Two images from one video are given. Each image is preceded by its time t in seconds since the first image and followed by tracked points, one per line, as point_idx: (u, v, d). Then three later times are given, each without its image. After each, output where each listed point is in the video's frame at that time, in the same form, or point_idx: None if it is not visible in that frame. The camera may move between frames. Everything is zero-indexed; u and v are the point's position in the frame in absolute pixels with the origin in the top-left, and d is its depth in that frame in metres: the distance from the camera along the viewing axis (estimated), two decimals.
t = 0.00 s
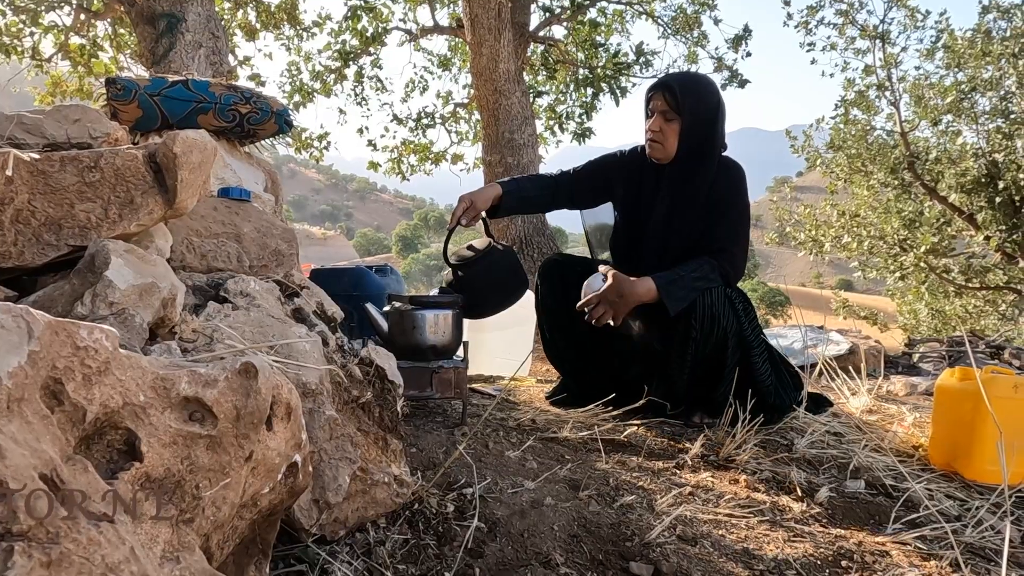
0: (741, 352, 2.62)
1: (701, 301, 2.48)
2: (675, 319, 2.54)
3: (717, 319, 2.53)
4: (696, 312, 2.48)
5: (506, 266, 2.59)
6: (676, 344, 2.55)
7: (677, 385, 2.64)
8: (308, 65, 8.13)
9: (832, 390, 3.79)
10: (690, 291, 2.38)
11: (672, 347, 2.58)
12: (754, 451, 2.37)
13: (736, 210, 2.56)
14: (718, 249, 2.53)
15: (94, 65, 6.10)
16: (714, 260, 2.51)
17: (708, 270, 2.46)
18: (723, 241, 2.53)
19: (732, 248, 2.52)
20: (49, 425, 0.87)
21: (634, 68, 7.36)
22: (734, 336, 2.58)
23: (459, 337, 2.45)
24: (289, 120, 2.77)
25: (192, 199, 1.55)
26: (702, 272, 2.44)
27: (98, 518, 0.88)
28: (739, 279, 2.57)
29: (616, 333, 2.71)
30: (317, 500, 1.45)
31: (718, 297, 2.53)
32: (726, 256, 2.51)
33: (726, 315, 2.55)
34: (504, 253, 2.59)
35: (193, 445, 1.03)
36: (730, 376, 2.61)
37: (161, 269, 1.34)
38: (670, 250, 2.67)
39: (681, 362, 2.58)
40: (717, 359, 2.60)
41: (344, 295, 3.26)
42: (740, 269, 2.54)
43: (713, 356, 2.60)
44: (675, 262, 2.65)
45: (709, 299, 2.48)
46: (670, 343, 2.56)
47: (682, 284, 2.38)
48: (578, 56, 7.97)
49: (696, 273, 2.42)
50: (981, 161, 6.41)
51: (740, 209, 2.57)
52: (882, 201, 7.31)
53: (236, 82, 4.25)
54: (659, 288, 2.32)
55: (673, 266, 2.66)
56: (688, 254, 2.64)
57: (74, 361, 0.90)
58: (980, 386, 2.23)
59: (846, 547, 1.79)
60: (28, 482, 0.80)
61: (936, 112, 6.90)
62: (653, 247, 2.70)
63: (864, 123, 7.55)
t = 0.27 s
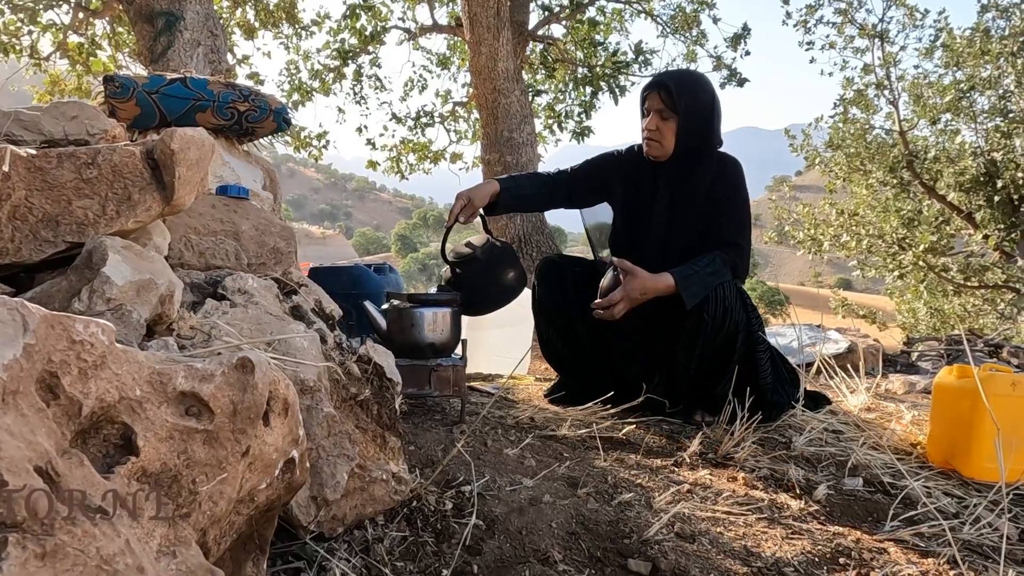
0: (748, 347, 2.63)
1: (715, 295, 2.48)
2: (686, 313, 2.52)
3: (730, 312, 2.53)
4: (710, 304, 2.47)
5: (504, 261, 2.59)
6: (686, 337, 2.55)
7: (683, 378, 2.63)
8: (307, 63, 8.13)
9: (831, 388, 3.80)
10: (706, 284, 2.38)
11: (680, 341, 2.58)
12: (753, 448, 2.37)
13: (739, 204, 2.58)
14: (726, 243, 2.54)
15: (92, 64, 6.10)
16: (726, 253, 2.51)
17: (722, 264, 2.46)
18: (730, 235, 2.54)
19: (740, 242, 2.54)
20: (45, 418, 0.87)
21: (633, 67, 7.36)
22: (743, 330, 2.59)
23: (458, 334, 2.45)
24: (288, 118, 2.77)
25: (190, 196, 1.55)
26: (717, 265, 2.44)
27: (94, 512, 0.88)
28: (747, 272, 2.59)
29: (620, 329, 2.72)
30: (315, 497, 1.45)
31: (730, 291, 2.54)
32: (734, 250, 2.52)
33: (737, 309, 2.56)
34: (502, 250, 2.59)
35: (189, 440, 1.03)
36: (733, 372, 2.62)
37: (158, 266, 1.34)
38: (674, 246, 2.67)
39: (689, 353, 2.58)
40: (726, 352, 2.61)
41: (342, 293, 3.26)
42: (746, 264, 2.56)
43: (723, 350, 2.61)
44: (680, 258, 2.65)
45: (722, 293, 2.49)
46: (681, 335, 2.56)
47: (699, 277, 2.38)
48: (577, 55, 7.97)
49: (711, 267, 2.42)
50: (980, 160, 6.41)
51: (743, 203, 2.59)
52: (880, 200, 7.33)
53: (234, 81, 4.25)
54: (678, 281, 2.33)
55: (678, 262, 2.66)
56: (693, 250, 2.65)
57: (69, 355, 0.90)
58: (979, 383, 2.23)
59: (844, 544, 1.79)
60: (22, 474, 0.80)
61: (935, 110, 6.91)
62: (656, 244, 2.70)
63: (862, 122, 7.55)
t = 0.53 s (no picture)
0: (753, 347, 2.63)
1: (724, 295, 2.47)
2: (694, 313, 2.51)
3: (740, 311, 2.52)
4: (720, 304, 2.46)
5: (503, 262, 2.59)
6: (694, 337, 2.52)
7: (687, 377, 2.62)
8: (306, 63, 8.12)
9: (829, 388, 3.81)
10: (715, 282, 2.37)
11: (686, 342, 2.56)
12: (751, 449, 2.38)
13: (741, 203, 2.59)
14: (731, 242, 2.55)
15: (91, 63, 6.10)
16: (733, 252, 2.52)
17: (731, 263, 2.46)
18: (735, 234, 2.56)
19: (745, 240, 2.55)
20: (41, 426, 0.87)
21: (632, 67, 7.36)
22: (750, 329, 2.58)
23: (456, 335, 2.45)
24: (286, 119, 2.77)
25: (187, 199, 1.55)
26: (728, 264, 2.44)
27: (91, 519, 0.88)
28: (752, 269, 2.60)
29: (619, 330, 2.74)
30: (313, 499, 1.45)
31: (740, 290, 2.53)
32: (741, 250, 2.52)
33: (747, 308, 2.55)
34: (501, 249, 2.58)
35: (186, 445, 1.03)
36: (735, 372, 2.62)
37: (155, 269, 1.34)
38: (678, 247, 2.67)
39: (696, 354, 2.56)
40: (734, 351, 2.59)
41: (340, 294, 3.26)
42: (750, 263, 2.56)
43: (730, 350, 2.58)
44: (685, 258, 2.66)
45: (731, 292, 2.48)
46: (689, 335, 2.53)
47: (711, 276, 2.37)
48: (576, 54, 7.97)
49: (721, 266, 2.42)
50: (978, 160, 6.42)
51: (744, 201, 2.60)
52: (879, 200, 7.34)
53: (233, 81, 4.25)
54: (697, 280, 2.32)
55: (682, 262, 2.66)
56: (697, 250, 2.65)
57: (66, 361, 0.90)
58: (975, 384, 2.24)
59: (841, 545, 1.80)
60: (18, 483, 0.80)
61: (934, 110, 6.91)
62: (660, 245, 2.70)
63: (861, 122, 7.56)
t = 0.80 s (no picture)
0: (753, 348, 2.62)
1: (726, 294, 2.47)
2: (696, 312, 2.51)
3: (742, 310, 2.52)
4: (721, 303, 2.46)
5: (504, 262, 2.59)
6: (695, 336, 2.52)
7: (687, 377, 2.62)
8: (305, 63, 8.12)
9: (828, 388, 3.82)
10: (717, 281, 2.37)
11: (687, 341, 2.56)
12: (751, 449, 2.38)
13: (741, 203, 2.60)
14: (732, 242, 2.55)
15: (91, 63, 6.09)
16: (735, 251, 2.52)
17: (733, 262, 2.46)
18: (735, 233, 2.56)
19: (746, 239, 2.56)
20: (53, 432, 0.87)
21: (632, 66, 7.37)
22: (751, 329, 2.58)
23: (457, 336, 2.46)
24: (287, 120, 2.77)
25: (190, 201, 1.55)
26: (730, 263, 2.44)
27: (103, 524, 0.88)
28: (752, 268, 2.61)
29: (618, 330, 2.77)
30: (316, 500, 1.45)
31: (741, 289, 2.54)
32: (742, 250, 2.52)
33: (748, 307, 2.55)
34: (501, 250, 2.58)
35: (194, 449, 1.04)
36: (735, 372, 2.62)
37: (159, 272, 1.34)
38: (679, 247, 2.67)
39: (697, 354, 2.56)
40: (734, 351, 2.59)
41: (341, 295, 3.27)
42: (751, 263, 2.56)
43: (731, 349, 2.58)
44: (686, 258, 2.66)
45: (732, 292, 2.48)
46: (690, 334, 2.53)
47: (714, 275, 2.37)
48: (575, 54, 7.98)
49: (723, 265, 2.42)
50: (977, 160, 6.44)
51: (744, 201, 2.61)
52: (878, 199, 7.35)
53: (233, 82, 4.25)
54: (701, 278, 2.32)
55: (683, 262, 2.67)
56: (698, 250, 2.66)
57: (76, 367, 0.90)
58: (974, 384, 2.25)
59: (841, 545, 1.80)
60: (34, 489, 0.80)
61: (932, 110, 6.93)
62: (661, 246, 2.70)
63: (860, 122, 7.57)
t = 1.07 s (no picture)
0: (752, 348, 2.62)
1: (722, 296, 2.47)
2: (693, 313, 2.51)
3: (737, 312, 2.53)
4: (718, 305, 2.46)
5: (504, 261, 2.58)
6: (692, 338, 2.53)
7: (687, 378, 2.62)
8: (304, 62, 8.12)
9: (827, 387, 3.83)
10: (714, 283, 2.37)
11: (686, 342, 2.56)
12: (752, 449, 2.39)
13: (740, 204, 2.60)
14: (731, 243, 2.55)
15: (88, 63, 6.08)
16: (733, 253, 2.52)
17: (730, 264, 2.47)
18: (733, 234, 2.56)
19: (744, 240, 2.56)
20: (65, 437, 0.88)
21: (630, 66, 7.38)
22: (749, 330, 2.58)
23: (457, 336, 2.46)
24: (287, 120, 2.77)
25: (193, 203, 1.55)
26: (727, 265, 2.44)
27: (118, 530, 0.89)
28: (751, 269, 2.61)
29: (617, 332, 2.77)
30: (319, 502, 1.46)
31: (737, 291, 2.54)
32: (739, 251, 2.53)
33: (743, 310, 2.56)
34: (501, 249, 2.57)
35: (202, 453, 1.04)
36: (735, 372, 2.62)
37: (163, 274, 1.34)
38: (678, 248, 2.68)
39: (696, 354, 2.56)
40: (732, 353, 2.59)
41: (341, 295, 3.27)
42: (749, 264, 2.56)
43: (729, 350, 2.58)
44: (685, 259, 2.67)
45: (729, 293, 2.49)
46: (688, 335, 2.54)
47: (710, 278, 2.37)
48: (574, 53, 7.98)
49: (720, 267, 2.42)
50: (975, 158, 6.47)
51: (743, 202, 2.61)
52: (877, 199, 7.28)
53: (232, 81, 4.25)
54: (697, 281, 2.31)
55: (682, 262, 2.67)
56: (696, 251, 2.66)
57: (86, 372, 0.90)
58: (975, 384, 2.26)
59: (842, 545, 1.81)
60: (49, 496, 0.81)
61: (930, 109, 6.94)
62: (660, 247, 2.71)
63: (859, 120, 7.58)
